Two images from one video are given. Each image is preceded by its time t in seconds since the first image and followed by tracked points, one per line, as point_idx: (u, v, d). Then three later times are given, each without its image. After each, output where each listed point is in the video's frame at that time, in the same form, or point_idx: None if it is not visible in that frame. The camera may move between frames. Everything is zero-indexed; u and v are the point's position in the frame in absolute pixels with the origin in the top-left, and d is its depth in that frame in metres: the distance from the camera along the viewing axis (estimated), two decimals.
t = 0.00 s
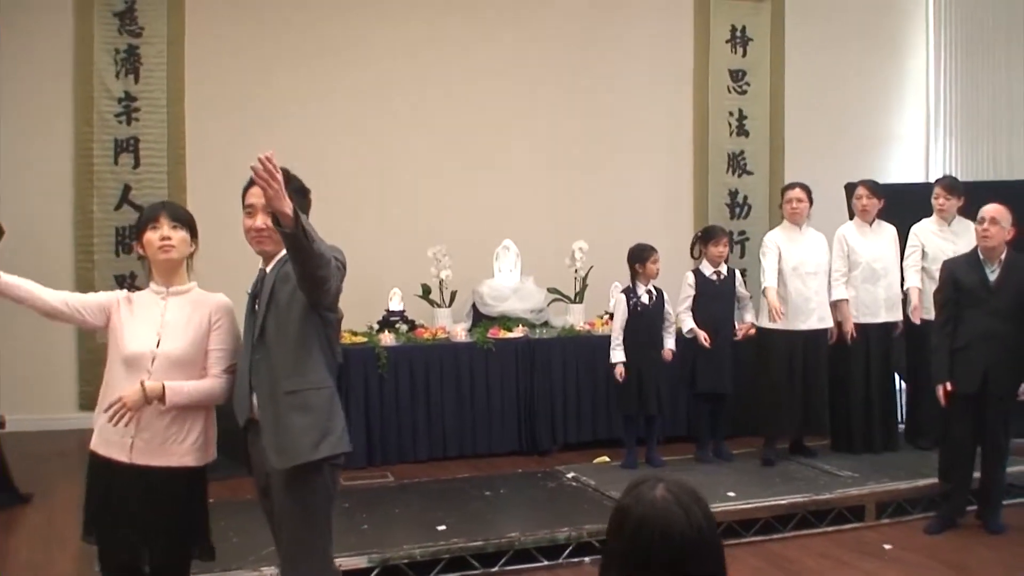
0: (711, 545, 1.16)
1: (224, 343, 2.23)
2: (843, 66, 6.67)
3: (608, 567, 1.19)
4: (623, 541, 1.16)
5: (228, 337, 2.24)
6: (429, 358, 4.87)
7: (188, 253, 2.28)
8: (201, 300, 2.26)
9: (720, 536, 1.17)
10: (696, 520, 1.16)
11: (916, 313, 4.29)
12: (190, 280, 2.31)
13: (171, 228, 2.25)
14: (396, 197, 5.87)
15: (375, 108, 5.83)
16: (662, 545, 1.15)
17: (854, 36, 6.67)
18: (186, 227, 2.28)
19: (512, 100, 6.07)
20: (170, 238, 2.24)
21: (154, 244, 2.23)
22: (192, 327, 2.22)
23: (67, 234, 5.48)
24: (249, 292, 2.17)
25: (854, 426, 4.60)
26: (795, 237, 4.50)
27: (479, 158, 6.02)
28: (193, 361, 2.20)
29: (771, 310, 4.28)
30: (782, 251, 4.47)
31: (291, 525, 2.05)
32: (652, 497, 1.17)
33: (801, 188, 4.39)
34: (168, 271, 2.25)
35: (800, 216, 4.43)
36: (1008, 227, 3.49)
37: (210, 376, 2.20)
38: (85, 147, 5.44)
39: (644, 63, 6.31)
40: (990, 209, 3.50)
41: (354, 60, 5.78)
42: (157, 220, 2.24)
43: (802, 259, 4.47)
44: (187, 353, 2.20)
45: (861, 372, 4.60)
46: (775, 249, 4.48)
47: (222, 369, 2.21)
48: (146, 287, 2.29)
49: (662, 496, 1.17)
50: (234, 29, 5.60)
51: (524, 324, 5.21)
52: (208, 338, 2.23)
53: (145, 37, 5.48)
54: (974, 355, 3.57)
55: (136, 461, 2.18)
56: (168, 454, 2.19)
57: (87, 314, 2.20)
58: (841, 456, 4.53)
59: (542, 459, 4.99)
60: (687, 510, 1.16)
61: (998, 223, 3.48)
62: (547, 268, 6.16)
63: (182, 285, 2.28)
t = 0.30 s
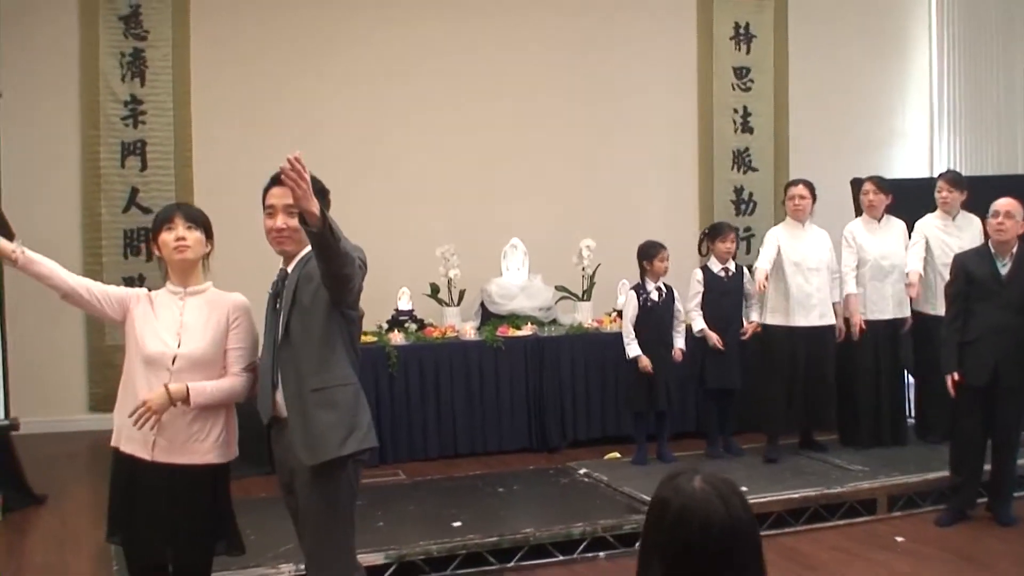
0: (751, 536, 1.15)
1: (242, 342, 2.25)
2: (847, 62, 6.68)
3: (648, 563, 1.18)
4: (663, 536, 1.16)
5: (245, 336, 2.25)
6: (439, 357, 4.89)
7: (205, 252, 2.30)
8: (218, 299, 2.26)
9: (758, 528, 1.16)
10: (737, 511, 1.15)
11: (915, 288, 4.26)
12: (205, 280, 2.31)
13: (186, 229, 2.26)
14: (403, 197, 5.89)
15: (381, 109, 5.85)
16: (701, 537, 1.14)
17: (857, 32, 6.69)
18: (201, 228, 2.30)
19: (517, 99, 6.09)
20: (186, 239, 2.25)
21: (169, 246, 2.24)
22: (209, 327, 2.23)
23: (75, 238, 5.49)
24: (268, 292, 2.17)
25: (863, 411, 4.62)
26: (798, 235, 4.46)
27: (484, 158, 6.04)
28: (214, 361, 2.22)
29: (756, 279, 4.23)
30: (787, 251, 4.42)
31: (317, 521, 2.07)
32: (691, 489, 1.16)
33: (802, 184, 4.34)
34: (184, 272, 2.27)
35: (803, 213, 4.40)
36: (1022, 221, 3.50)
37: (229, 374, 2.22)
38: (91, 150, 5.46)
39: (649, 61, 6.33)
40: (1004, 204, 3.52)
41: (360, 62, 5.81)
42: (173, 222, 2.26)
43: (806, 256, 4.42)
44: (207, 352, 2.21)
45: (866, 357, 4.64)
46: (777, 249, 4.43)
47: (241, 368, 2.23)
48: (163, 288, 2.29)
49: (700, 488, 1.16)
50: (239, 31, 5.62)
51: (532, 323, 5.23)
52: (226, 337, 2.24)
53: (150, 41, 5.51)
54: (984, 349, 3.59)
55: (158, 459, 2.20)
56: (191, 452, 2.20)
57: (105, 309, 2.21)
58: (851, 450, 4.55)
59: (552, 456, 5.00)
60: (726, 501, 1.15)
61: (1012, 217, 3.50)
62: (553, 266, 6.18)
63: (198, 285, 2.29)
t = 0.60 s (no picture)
0: (749, 522, 1.17)
1: (231, 337, 2.25)
2: (826, 56, 6.73)
3: (649, 550, 1.21)
4: (663, 523, 1.18)
5: (234, 331, 2.26)
6: (423, 351, 4.90)
7: (192, 247, 2.30)
8: (206, 294, 2.27)
9: (755, 515, 1.18)
10: (736, 497, 1.17)
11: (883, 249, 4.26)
12: (193, 275, 2.31)
13: (172, 224, 2.25)
14: (386, 193, 5.90)
15: (364, 105, 5.85)
16: (700, 525, 1.16)
17: (836, 26, 6.73)
18: (187, 223, 2.30)
19: (499, 94, 6.10)
20: (172, 234, 2.24)
21: (156, 241, 2.24)
22: (198, 322, 2.23)
23: (56, 235, 5.48)
24: (259, 287, 2.18)
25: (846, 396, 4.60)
26: (771, 227, 4.39)
27: (467, 152, 6.05)
28: (203, 355, 2.23)
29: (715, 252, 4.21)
30: (761, 243, 4.35)
31: (313, 515, 2.08)
32: (690, 477, 1.18)
33: (775, 177, 4.27)
34: (170, 267, 2.27)
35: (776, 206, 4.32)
36: (1005, 215, 3.55)
37: (219, 370, 2.23)
38: (72, 146, 5.44)
39: (631, 56, 6.36)
40: (990, 197, 3.55)
41: (343, 58, 5.81)
42: (159, 217, 2.25)
43: (779, 246, 4.34)
44: (195, 347, 2.21)
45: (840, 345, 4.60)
46: (749, 242, 4.36)
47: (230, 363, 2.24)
48: (152, 283, 2.30)
49: (700, 476, 1.18)
50: (221, 27, 5.62)
51: (516, 317, 5.25)
52: (215, 332, 2.25)
53: (132, 37, 5.49)
54: (966, 340, 3.62)
55: (147, 453, 2.20)
56: (180, 447, 2.21)
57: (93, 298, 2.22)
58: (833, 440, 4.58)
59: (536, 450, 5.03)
60: (725, 487, 1.17)
61: (995, 211, 3.54)
62: (535, 260, 6.20)
63: (186, 280, 2.29)
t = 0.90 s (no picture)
0: (736, 520, 1.20)
1: (217, 334, 2.26)
2: (810, 59, 6.77)
3: (637, 546, 1.23)
4: (651, 520, 1.20)
5: (221, 328, 2.26)
6: (407, 349, 4.91)
7: (180, 241, 2.29)
8: (194, 290, 2.27)
9: (742, 511, 1.21)
10: (724, 495, 1.20)
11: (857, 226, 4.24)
12: (182, 270, 2.31)
13: (160, 218, 2.25)
14: (371, 190, 5.91)
15: (350, 102, 5.86)
16: (689, 521, 1.18)
17: (820, 30, 6.78)
18: (175, 217, 2.29)
19: (485, 92, 6.12)
20: (160, 229, 2.24)
21: (144, 236, 2.24)
22: (185, 318, 2.23)
23: (40, 228, 5.47)
24: (247, 284, 2.19)
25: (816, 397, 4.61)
26: (747, 227, 4.38)
27: (452, 150, 6.06)
28: (189, 350, 2.23)
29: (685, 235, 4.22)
30: (736, 242, 4.34)
31: (300, 512, 2.09)
32: (678, 474, 1.21)
33: (749, 179, 4.27)
34: (159, 262, 2.27)
35: (751, 208, 4.33)
36: (991, 221, 3.58)
37: (204, 366, 2.23)
38: (58, 140, 5.43)
39: (616, 57, 6.38)
40: (974, 203, 3.59)
41: (330, 55, 5.81)
42: (147, 212, 2.24)
43: (753, 245, 4.33)
44: (181, 343, 2.22)
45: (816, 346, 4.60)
46: (724, 240, 4.35)
47: (216, 359, 2.24)
48: (140, 276, 2.30)
49: (689, 474, 1.21)
50: (209, 22, 5.61)
51: (499, 315, 5.27)
52: (202, 328, 2.25)
53: (119, 31, 5.48)
54: (950, 344, 3.66)
55: (131, 446, 2.21)
56: (165, 441, 2.21)
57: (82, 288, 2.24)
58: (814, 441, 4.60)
59: (519, 448, 5.05)
60: (714, 486, 1.20)
61: (980, 217, 3.58)
62: (519, 259, 6.22)
63: (174, 275, 2.29)
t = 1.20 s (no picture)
0: (732, 518, 1.21)
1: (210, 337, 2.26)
2: (804, 61, 6.79)
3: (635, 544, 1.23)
4: (648, 517, 1.21)
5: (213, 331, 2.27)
6: (403, 352, 4.92)
7: (173, 245, 2.30)
8: (187, 295, 2.27)
9: (739, 508, 1.22)
10: (721, 493, 1.21)
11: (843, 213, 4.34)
12: (177, 274, 2.31)
13: (152, 224, 2.25)
14: (367, 194, 5.92)
15: (346, 106, 5.87)
16: (686, 519, 1.19)
17: (814, 31, 6.80)
18: (169, 222, 2.29)
19: (480, 95, 6.13)
20: (152, 234, 2.24)
21: (136, 242, 2.24)
22: (178, 322, 2.24)
23: (36, 234, 5.47)
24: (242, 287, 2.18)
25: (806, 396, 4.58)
26: (738, 229, 4.38)
27: (447, 154, 6.07)
28: (182, 355, 2.23)
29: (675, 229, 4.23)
30: (727, 243, 4.35)
31: (294, 516, 2.10)
32: (674, 472, 1.22)
33: (739, 179, 4.26)
34: (152, 267, 2.27)
35: (741, 209, 4.31)
36: (983, 220, 3.58)
37: (197, 370, 2.24)
38: (54, 145, 5.44)
39: (610, 60, 6.40)
40: (965, 204, 3.60)
41: (326, 59, 5.82)
42: (140, 218, 2.25)
43: (745, 247, 4.34)
44: (174, 347, 2.22)
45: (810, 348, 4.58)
46: (714, 241, 4.36)
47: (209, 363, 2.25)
48: (135, 281, 2.30)
49: (686, 472, 1.21)
50: (204, 28, 5.62)
51: (496, 318, 5.28)
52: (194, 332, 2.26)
53: (115, 36, 5.48)
54: (946, 343, 3.67)
55: (127, 450, 2.22)
56: (160, 444, 2.22)
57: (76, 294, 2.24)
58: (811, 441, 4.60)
59: (516, 451, 5.06)
60: (710, 483, 1.21)
61: (973, 216, 3.58)
62: (515, 262, 6.23)
63: (168, 279, 2.29)
